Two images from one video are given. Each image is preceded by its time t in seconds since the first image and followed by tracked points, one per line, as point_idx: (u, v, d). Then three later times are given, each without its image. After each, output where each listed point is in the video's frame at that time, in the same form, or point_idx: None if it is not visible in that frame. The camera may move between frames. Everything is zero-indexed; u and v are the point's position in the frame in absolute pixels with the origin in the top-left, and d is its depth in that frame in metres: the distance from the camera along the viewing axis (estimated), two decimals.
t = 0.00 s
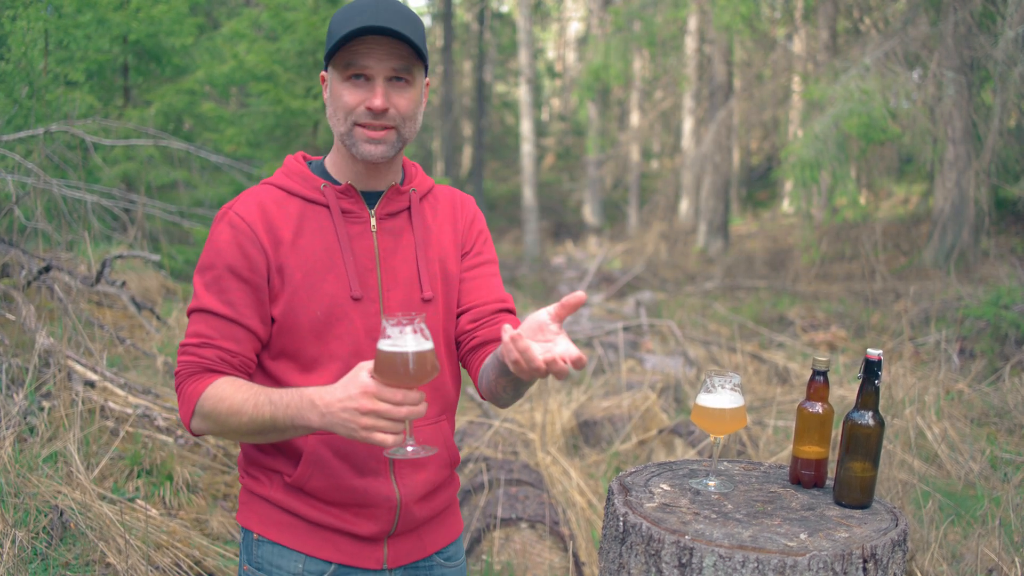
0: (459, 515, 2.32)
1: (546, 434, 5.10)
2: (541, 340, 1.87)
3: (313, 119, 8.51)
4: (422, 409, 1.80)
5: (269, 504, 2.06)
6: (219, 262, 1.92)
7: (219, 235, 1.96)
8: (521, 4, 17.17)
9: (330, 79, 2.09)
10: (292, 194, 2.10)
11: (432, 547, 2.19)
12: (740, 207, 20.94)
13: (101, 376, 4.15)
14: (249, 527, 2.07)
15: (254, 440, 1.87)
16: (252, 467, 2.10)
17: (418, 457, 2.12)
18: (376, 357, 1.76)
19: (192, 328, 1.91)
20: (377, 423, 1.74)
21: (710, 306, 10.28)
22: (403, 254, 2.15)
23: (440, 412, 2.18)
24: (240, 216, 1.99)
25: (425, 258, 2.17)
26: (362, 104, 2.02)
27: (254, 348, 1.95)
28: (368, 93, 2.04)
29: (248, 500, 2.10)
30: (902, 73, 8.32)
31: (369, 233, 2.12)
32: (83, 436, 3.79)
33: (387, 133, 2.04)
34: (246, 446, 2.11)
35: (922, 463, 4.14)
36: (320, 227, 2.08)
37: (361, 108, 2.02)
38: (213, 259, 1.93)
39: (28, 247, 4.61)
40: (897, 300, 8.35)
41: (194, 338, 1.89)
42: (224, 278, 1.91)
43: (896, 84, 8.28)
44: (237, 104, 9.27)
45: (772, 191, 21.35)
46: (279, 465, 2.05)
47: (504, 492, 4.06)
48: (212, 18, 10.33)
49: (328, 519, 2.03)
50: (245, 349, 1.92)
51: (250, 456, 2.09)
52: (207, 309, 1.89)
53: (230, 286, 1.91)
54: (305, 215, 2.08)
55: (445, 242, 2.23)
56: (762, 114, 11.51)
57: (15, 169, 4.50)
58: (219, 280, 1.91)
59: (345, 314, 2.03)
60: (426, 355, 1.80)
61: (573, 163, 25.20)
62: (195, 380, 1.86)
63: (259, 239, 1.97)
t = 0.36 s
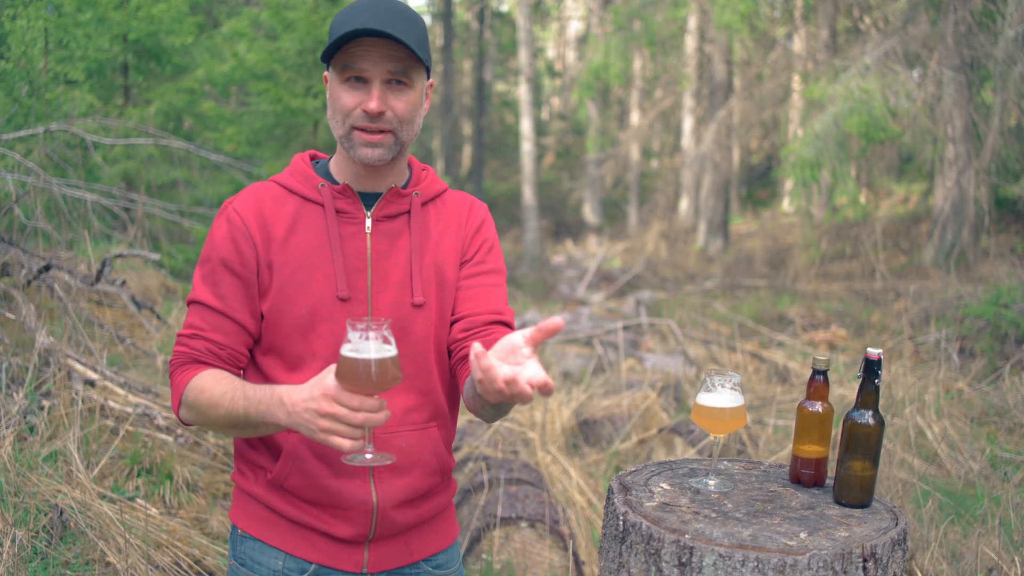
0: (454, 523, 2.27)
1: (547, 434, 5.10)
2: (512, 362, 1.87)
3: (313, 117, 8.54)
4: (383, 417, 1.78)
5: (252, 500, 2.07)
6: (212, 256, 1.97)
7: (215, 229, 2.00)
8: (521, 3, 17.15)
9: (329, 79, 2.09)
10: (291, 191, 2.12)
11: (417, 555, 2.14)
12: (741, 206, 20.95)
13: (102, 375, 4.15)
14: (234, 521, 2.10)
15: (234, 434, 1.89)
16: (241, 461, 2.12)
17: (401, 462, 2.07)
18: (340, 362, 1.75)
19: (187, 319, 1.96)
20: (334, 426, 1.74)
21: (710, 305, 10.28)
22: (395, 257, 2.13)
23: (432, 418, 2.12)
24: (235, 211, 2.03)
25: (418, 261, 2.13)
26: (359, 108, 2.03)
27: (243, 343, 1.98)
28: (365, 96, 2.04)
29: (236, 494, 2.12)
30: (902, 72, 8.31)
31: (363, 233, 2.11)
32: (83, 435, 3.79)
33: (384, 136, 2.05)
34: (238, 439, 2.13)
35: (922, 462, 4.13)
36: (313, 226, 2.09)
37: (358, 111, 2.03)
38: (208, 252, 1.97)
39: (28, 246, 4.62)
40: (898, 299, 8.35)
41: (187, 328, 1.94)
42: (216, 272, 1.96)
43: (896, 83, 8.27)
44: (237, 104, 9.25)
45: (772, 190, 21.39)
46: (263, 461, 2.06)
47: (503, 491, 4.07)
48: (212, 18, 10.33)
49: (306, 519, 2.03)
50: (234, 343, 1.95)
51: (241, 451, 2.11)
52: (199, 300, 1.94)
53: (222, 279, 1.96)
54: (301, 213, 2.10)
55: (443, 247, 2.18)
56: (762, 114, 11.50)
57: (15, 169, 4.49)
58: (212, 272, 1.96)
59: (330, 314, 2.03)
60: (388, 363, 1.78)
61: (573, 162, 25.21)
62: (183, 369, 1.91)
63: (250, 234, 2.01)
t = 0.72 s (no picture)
0: (439, 525, 2.26)
1: (547, 433, 5.10)
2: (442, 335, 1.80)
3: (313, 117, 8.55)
4: (383, 411, 1.73)
5: (236, 508, 2.04)
6: (191, 255, 1.91)
7: (192, 229, 1.95)
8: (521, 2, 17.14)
9: (313, 86, 2.03)
10: (267, 190, 2.10)
11: (406, 558, 2.13)
12: (741, 205, 20.96)
13: (102, 374, 4.15)
14: (218, 531, 2.06)
15: (221, 438, 1.82)
16: (223, 470, 2.08)
17: (388, 462, 2.08)
18: (337, 354, 1.72)
19: (165, 321, 1.88)
20: (333, 421, 1.68)
21: (710, 305, 10.27)
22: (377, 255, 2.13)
23: (416, 417, 2.13)
24: (213, 210, 1.99)
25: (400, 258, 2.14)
26: (348, 126, 2.01)
27: (225, 345, 1.92)
28: (353, 114, 2.01)
29: (217, 503, 2.08)
30: (902, 72, 8.30)
31: (344, 231, 2.11)
32: (83, 434, 3.79)
33: (370, 154, 2.05)
34: (218, 448, 2.09)
35: (922, 461, 4.12)
36: (292, 224, 2.07)
37: (346, 129, 2.01)
38: (186, 252, 1.92)
39: (28, 246, 4.62)
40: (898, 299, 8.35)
41: (167, 332, 1.86)
42: (196, 271, 1.90)
43: (896, 83, 8.27)
44: (237, 103, 9.24)
45: (772, 189, 21.41)
46: (247, 468, 2.03)
47: (503, 490, 4.07)
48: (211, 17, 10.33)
49: (293, 524, 2.00)
50: (217, 343, 1.88)
51: (222, 459, 2.08)
52: (179, 302, 1.87)
53: (202, 278, 1.90)
54: (279, 211, 2.07)
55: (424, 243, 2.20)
56: (762, 113, 11.48)
57: (15, 168, 4.49)
58: (191, 272, 1.90)
59: (313, 313, 2.01)
60: (388, 353, 1.78)
61: (573, 161, 25.22)
62: (165, 374, 1.82)
63: (230, 232, 1.97)
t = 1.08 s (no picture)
0: (430, 525, 2.28)
1: (547, 433, 5.10)
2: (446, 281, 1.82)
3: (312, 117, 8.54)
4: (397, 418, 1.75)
5: (227, 515, 2.02)
6: (177, 261, 1.90)
7: (176, 234, 1.94)
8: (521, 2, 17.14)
9: (291, 75, 2.05)
10: (249, 192, 2.09)
11: (399, 558, 2.15)
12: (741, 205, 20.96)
13: (103, 374, 4.16)
14: (209, 539, 2.03)
15: (219, 447, 1.81)
16: (211, 477, 2.06)
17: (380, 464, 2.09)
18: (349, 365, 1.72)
19: (151, 330, 1.87)
20: (347, 431, 1.71)
21: (710, 304, 10.26)
22: (365, 255, 2.13)
23: (406, 417, 2.15)
24: (197, 215, 1.98)
25: (387, 258, 2.15)
26: (324, 108, 2.01)
27: (214, 350, 1.91)
28: (331, 96, 2.02)
29: (207, 511, 2.06)
30: (902, 72, 8.31)
31: (330, 231, 2.11)
32: (83, 434, 3.80)
33: (349, 137, 2.04)
34: (205, 456, 2.07)
35: (922, 461, 4.12)
36: (279, 226, 2.06)
37: (323, 111, 2.01)
38: (171, 258, 1.91)
39: (29, 246, 4.62)
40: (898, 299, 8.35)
41: (155, 341, 1.84)
42: (183, 278, 1.89)
43: (896, 82, 8.28)
44: (237, 103, 9.24)
45: (772, 189, 21.41)
46: (237, 474, 2.02)
47: (504, 490, 4.07)
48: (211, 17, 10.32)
49: (288, 530, 2.00)
50: (207, 350, 1.88)
51: (210, 467, 2.06)
52: (167, 309, 1.86)
53: (190, 284, 1.89)
54: (263, 213, 2.06)
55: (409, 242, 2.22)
56: (762, 113, 11.47)
57: (15, 168, 4.49)
58: (179, 279, 1.89)
59: (302, 315, 2.00)
60: (400, 361, 1.78)
61: (573, 161, 25.21)
62: (155, 384, 1.80)
63: (216, 236, 1.96)
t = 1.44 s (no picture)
0: (427, 531, 2.25)
1: (547, 433, 5.10)
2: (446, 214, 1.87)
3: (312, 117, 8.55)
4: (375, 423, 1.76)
5: (216, 515, 2.04)
6: (171, 260, 1.92)
7: (172, 233, 1.96)
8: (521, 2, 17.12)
9: (292, 76, 2.06)
10: (247, 192, 2.10)
11: (391, 565, 2.13)
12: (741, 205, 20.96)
13: (103, 374, 4.16)
14: (199, 540, 2.05)
15: (207, 447, 1.83)
16: (204, 477, 2.08)
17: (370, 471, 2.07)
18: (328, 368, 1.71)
19: (145, 328, 1.89)
20: (324, 435, 1.71)
21: (710, 305, 10.26)
22: (360, 259, 2.12)
23: (402, 424, 2.12)
24: (192, 214, 2.00)
25: (384, 261, 2.13)
26: (325, 109, 2.01)
27: (206, 350, 1.93)
28: (331, 97, 2.01)
29: (199, 511, 2.08)
30: (902, 72, 8.31)
31: (325, 234, 2.10)
32: (83, 434, 3.80)
33: (349, 139, 2.04)
34: (199, 455, 2.09)
35: (922, 461, 4.12)
36: (273, 227, 2.07)
37: (324, 113, 2.01)
38: (166, 257, 1.93)
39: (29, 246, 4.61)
40: (898, 299, 8.35)
41: (147, 339, 1.86)
42: (176, 277, 1.91)
43: (896, 83, 8.28)
44: (237, 103, 9.23)
45: (772, 189, 21.43)
46: (227, 476, 2.03)
47: (504, 490, 4.07)
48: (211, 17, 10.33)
49: (274, 533, 2.00)
50: (198, 350, 1.89)
51: (203, 466, 2.07)
52: (159, 308, 1.88)
53: (183, 284, 1.91)
54: (258, 214, 2.07)
55: (409, 246, 2.19)
56: (762, 113, 11.47)
57: (15, 169, 4.48)
58: (172, 278, 1.91)
59: (293, 318, 2.00)
60: (381, 365, 1.75)
61: (573, 161, 25.22)
62: (146, 382, 1.83)
63: (209, 236, 1.98)
